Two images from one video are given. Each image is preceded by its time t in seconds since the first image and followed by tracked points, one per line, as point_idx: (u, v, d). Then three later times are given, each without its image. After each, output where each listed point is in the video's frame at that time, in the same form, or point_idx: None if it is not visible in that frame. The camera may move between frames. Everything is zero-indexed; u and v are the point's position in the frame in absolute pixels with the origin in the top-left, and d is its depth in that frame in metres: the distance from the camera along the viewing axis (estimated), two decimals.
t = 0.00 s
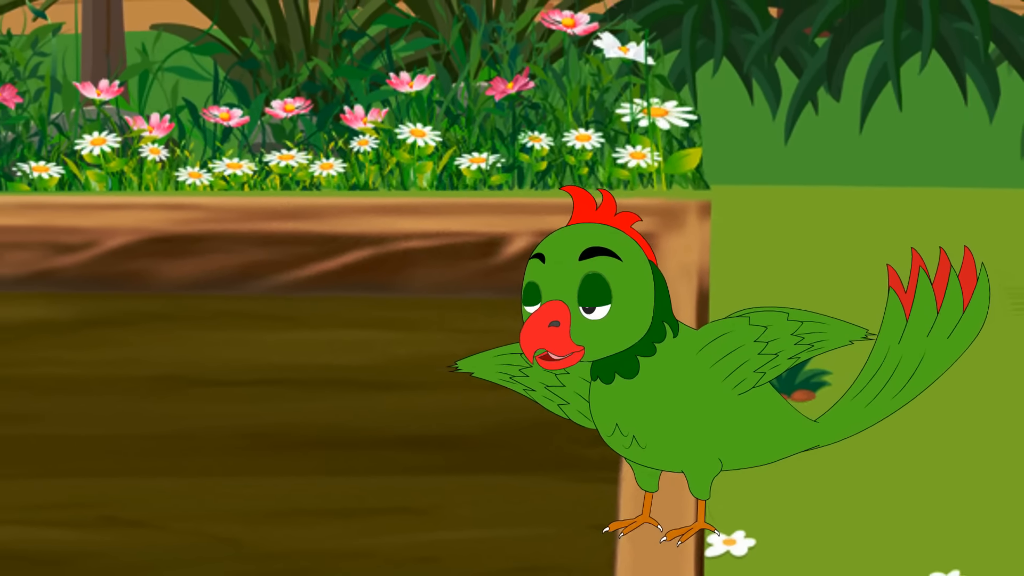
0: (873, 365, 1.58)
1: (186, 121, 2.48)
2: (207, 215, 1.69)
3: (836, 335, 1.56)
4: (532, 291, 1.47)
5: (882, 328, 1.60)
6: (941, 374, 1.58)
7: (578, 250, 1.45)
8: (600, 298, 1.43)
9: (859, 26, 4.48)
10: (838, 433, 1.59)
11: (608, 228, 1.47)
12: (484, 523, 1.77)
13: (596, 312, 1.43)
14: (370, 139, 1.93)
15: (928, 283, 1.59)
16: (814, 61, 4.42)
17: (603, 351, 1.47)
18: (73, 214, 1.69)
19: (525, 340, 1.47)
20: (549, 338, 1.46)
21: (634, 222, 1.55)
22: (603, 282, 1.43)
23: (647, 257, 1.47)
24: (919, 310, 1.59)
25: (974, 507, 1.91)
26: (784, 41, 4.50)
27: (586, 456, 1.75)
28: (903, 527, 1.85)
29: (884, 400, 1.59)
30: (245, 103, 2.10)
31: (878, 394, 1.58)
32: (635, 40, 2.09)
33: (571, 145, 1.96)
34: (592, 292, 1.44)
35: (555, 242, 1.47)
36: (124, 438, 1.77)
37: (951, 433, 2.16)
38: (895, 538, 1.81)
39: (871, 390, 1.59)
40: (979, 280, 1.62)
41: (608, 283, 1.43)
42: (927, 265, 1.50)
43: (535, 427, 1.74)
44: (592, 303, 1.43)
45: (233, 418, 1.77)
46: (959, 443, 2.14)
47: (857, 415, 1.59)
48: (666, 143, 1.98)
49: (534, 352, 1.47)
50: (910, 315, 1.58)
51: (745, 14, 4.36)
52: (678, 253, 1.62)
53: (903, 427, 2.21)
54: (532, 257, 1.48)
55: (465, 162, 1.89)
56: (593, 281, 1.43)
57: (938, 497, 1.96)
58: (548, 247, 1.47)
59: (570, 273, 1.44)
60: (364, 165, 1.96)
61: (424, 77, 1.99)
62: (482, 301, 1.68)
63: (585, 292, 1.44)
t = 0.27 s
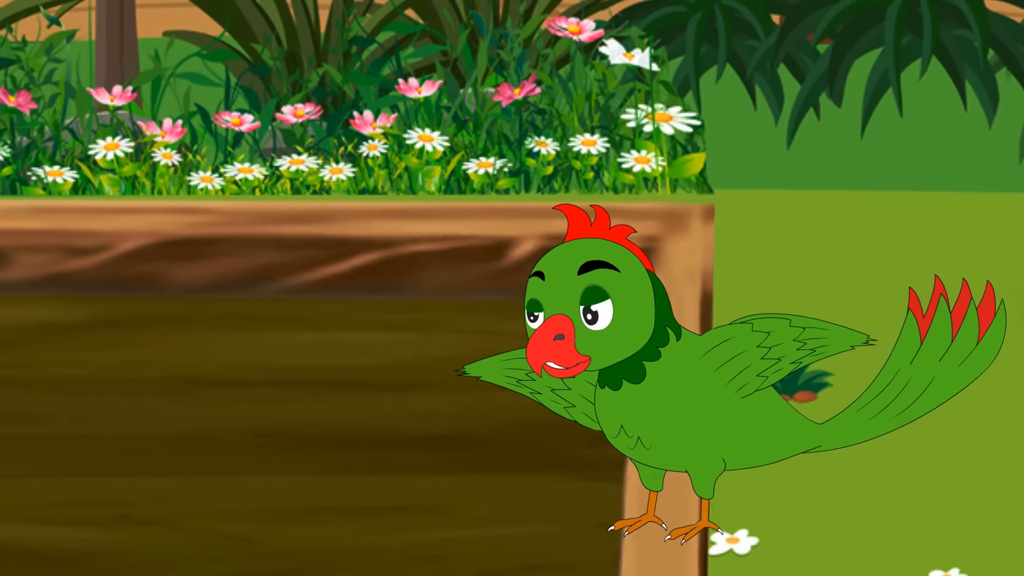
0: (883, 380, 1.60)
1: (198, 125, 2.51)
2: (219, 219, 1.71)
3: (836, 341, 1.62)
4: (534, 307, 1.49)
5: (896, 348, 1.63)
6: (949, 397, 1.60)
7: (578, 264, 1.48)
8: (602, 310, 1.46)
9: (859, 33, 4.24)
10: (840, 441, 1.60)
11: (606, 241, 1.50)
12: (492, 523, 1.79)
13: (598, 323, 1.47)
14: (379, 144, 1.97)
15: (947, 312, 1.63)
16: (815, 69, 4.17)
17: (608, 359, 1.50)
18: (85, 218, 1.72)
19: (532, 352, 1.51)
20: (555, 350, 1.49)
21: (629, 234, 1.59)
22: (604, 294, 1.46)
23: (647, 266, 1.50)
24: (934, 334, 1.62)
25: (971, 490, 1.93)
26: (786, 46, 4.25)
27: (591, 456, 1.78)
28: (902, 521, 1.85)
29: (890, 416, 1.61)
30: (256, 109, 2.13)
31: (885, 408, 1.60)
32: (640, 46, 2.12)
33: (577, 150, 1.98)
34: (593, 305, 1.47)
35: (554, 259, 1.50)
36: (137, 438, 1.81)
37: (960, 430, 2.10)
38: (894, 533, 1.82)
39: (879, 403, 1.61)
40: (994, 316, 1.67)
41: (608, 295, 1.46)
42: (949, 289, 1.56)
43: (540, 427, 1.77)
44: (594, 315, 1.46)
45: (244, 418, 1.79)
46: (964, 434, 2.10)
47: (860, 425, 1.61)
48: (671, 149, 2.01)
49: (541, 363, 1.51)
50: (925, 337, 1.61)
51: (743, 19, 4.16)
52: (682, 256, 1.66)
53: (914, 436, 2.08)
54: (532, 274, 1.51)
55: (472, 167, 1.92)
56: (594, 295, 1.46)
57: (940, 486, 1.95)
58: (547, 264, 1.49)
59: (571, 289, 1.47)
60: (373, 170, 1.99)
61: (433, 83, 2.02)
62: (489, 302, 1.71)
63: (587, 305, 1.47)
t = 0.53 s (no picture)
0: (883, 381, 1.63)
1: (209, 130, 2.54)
2: (231, 223, 1.74)
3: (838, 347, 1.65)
4: (540, 309, 1.53)
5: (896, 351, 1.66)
6: (949, 398, 1.62)
7: (583, 267, 1.51)
8: (606, 311, 1.49)
9: (859, 38, 4.03)
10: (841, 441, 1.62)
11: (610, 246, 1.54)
12: (495, 522, 1.84)
13: (603, 324, 1.49)
14: (388, 149, 2.00)
15: (948, 314, 1.66)
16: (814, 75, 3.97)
17: (615, 360, 1.51)
18: (99, 222, 1.75)
19: (538, 355, 1.53)
20: (561, 352, 1.51)
21: (633, 239, 1.63)
22: (608, 296, 1.49)
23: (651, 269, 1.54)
24: (934, 335, 1.66)
25: (970, 501, 1.93)
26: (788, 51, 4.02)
27: (599, 456, 1.79)
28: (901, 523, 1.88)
29: (890, 416, 1.63)
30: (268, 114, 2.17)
31: (885, 408, 1.62)
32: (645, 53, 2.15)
33: (583, 155, 2.02)
34: (598, 307, 1.50)
35: (559, 263, 1.53)
36: (150, 439, 1.84)
37: (960, 432, 2.08)
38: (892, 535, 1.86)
39: (879, 404, 1.63)
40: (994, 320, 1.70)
41: (612, 297, 1.50)
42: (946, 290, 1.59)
43: (546, 426, 1.78)
44: (599, 317, 1.49)
45: (254, 419, 1.82)
46: (965, 438, 2.07)
47: (861, 426, 1.63)
48: (675, 153, 2.03)
49: (547, 366, 1.53)
50: (924, 337, 1.65)
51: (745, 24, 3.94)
52: (686, 258, 1.68)
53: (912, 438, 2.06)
54: (539, 278, 1.55)
55: (480, 171, 1.96)
56: (598, 296, 1.50)
57: (938, 492, 1.95)
58: (553, 267, 1.53)
59: (577, 290, 1.51)
60: (382, 174, 2.02)
61: (441, 89, 2.06)
62: (496, 305, 1.74)
63: (591, 307, 1.50)
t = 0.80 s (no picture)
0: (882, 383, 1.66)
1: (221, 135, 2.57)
2: (242, 227, 1.78)
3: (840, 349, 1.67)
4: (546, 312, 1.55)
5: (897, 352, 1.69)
6: (948, 399, 1.64)
7: (589, 270, 1.54)
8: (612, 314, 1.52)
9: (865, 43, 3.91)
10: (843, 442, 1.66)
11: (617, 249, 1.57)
12: (504, 520, 1.87)
13: (609, 326, 1.52)
14: (398, 154, 2.03)
15: (947, 316, 1.68)
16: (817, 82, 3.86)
17: (620, 361, 1.55)
18: (113, 225, 1.78)
19: (545, 355, 1.56)
20: (567, 354, 1.55)
21: (639, 242, 1.65)
22: (614, 298, 1.52)
23: (655, 272, 1.56)
24: (935, 337, 1.67)
25: (971, 492, 1.99)
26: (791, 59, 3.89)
27: (604, 455, 1.82)
28: (903, 522, 1.91)
29: (890, 417, 1.66)
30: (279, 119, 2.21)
31: (885, 409, 1.65)
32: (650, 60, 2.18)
33: (588, 160, 2.04)
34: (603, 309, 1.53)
35: (566, 266, 1.57)
36: (163, 438, 1.87)
37: (960, 433, 2.15)
38: (897, 534, 1.88)
39: (879, 405, 1.66)
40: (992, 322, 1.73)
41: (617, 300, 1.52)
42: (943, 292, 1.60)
43: (552, 426, 1.82)
44: (605, 319, 1.52)
45: (265, 419, 1.85)
46: (966, 436, 2.14)
47: (862, 427, 1.67)
48: (679, 158, 2.06)
49: (554, 367, 1.56)
50: (924, 340, 1.67)
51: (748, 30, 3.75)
52: (690, 262, 1.71)
53: (915, 437, 2.13)
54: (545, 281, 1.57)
55: (487, 176, 2.00)
56: (604, 299, 1.52)
57: (942, 492, 1.99)
58: (560, 270, 1.56)
59: (583, 293, 1.53)
60: (391, 179, 2.05)
61: (449, 95, 2.09)
62: (503, 307, 1.77)
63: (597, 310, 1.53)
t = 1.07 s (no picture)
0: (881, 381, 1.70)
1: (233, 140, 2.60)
2: (254, 230, 1.81)
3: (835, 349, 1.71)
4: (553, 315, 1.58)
5: (892, 349, 1.73)
6: (944, 395, 1.70)
7: (595, 275, 1.56)
8: (618, 318, 1.54)
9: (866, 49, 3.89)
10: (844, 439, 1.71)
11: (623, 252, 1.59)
12: (511, 518, 1.90)
13: (614, 329, 1.55)
14: (407, 159, 2.07)
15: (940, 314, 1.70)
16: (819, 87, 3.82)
17: (625, 363, 1.57)
18: (126, 229, 1.81)
19: (552, 357, 1.60)
20: (574, 356, 1.58)
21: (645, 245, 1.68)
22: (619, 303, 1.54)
23: (660, 276, 1.58)
24: (929, 334, 1.70)
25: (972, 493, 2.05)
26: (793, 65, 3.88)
27: (610, 455, 1.86)
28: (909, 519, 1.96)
29: (889, 413, 1.71)
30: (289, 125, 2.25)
31: (884, 406, 1.70)
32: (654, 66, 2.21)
33: (594, 165, 2.08)
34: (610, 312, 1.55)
35: (571, 270, 1.59)
36: (176, 438, 1.90)
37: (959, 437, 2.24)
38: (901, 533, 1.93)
39: (878, 402, 1.71)
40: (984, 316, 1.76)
41: (624, 303, 1.54)
42: (939, 293, 1.62)
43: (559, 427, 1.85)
44: (610, 322, 1.55)
45: (277, 419, 1.89)
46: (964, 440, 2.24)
47: (862, 423, 1.71)
48: (684, 163, 2.10)
49: (559, 368, 1.60)
50: (918, 338, 1.70)
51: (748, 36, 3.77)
52: (694, 265, 1.74)
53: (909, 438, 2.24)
54: (551, 284, 1.59)
55: (495, 180, 2.03)
56: (610, 303, 1.54)
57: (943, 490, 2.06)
58: (566, 275, 1.58)
59: (588, 297, 1.56)
60: (400, 183, 2.09)
61: (458, 101, 2.12)
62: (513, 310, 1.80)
63: (603, 313, 1.55)
